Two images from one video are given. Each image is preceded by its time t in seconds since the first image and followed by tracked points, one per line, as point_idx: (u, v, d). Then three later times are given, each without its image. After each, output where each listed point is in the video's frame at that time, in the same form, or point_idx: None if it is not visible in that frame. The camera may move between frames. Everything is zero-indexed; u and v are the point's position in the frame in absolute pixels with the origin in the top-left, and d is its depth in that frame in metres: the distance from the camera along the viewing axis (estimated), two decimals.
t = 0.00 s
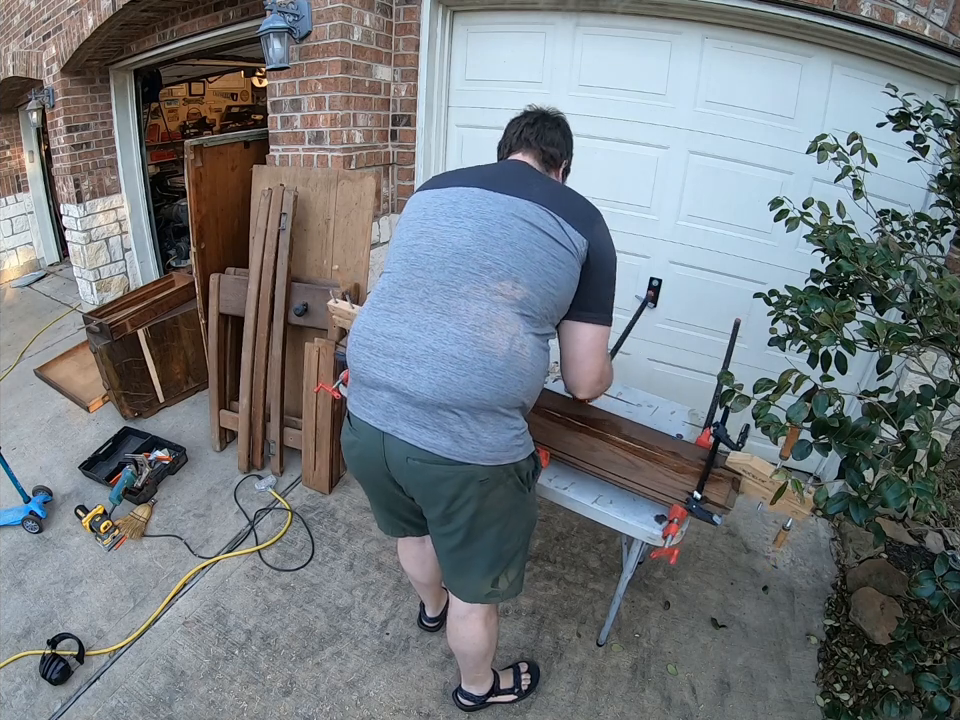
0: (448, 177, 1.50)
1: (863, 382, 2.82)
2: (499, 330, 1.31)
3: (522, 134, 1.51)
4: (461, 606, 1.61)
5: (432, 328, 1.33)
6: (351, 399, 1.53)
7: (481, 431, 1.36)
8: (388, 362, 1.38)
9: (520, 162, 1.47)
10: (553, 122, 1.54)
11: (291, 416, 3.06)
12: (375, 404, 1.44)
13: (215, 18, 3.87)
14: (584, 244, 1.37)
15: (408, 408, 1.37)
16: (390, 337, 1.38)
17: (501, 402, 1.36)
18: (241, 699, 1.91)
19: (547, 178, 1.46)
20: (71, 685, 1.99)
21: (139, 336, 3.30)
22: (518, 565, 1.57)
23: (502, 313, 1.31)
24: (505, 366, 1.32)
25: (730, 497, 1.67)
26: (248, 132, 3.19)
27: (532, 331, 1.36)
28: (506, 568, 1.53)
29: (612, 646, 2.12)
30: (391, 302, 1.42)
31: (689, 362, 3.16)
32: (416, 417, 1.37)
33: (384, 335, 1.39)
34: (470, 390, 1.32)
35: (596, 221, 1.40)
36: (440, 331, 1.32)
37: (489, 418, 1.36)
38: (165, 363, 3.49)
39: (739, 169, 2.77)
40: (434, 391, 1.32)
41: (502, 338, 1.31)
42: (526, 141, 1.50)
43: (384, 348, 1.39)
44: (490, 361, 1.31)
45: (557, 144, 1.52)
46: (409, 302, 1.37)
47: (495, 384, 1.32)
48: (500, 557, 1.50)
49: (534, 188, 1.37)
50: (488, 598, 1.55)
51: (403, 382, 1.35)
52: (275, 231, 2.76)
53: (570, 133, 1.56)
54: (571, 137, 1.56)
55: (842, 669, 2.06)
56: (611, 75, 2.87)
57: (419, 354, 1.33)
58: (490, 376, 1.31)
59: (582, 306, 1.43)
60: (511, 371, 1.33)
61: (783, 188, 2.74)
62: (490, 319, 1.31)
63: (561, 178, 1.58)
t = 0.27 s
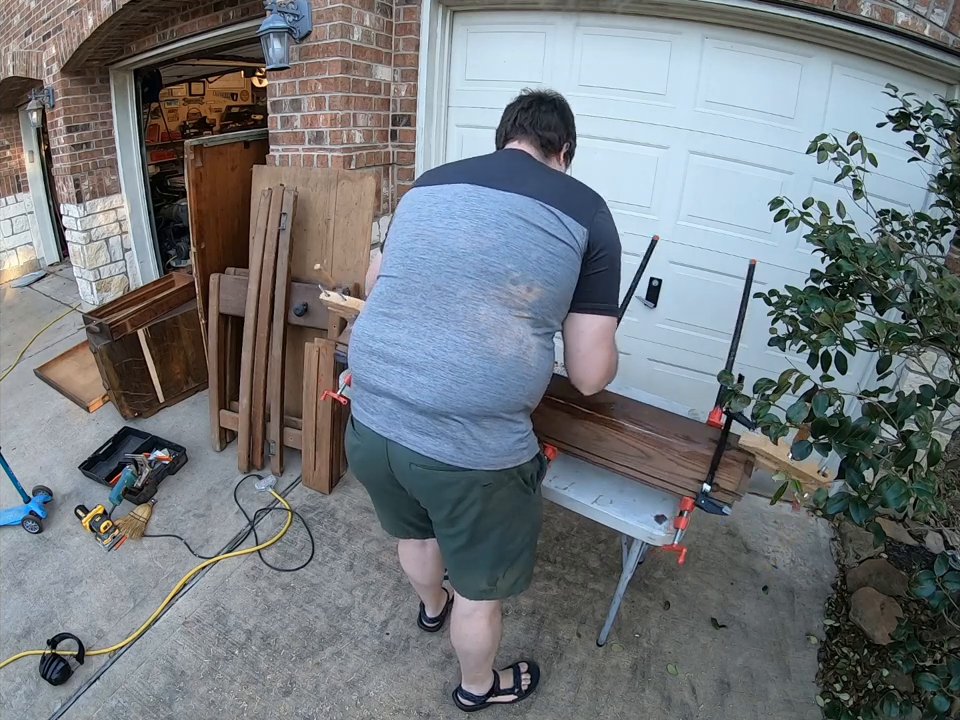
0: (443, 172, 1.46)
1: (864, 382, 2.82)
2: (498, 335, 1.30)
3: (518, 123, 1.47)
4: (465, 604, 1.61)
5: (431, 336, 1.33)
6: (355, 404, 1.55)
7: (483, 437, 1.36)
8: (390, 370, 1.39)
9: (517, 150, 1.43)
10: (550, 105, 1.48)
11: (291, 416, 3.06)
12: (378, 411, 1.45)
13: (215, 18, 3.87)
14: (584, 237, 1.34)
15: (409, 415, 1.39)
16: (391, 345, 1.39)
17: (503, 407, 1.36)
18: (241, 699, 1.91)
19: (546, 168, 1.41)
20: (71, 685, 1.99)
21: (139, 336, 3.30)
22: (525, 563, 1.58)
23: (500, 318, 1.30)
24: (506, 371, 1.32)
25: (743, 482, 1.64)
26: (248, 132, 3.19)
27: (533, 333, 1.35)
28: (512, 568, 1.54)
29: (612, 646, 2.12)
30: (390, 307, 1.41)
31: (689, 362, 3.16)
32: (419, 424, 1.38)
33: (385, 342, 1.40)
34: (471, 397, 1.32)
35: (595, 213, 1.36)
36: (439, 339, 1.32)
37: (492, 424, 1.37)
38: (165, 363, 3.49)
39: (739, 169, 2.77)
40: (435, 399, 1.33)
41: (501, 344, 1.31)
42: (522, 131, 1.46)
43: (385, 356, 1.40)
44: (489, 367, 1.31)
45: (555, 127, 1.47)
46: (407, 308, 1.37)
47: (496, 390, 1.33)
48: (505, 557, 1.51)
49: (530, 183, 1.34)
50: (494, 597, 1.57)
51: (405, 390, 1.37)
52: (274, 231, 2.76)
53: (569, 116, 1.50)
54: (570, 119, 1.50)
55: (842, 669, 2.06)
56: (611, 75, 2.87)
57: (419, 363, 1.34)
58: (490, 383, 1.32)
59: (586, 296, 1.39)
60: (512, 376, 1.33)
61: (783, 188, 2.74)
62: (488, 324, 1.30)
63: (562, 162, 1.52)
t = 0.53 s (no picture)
0: (436, 167, 1.40)
1: (864, 382, 2.82)
2: (499, 344, 1.29)
3: (500, 114, 1.42)
4: (471, 602, 1.61)
5: (431, 346, 1.32)
6: (359, 410, 1.56)
7: (487, 444, 1.37)
8: (392, 380, 1.39)
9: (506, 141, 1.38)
10: (531, 88, 1.41)
11: (291, 416, 3.06)
12: (382, 419, 1.46)
13: (215, 17, 3.87)
14: (585, 232, 1.28)
15: (413, 425, 1.39)
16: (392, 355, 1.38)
17: (505, 414, 1.35)
18: (241, 699, 1.91)
19: (542, 159, 1.34)
20: (71, 685, 1.99)
21: (139, 336, 3.30)
22: (533, 560, 1.60)
23: (500, 327, 1.28)
24: (507, 379, 1.31)
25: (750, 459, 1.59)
26: (248, 132, 3.19)
27: (533, 338, 1.32)
28: (520, 567, 1.55)
29: (612, 646, 2.12)
30: (389, 315, 1.40)
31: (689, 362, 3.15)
32: (422, 433, 1.39)
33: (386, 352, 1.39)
34: (473, 407, 1.32)
35: (596, 207, 1.29)
36: (439, 349, 1.31)
37: (495, 431, 1.37)
38: (165, 363, 3.49)
39: (739, 169, 2.77)
40: (438, 409, 1.34)
41: (502, 353, 1.29)
42: (503, 122, 1.41)
43: (387, 366, 1.40)
44: (491, 377, 1.30)
45: (536, 111, 1.38)
46: (406, 317, 1.35)
47: (498, 399, 1.32)
48: (512, 558, 1.53)
49: (526, 180, 1.27)
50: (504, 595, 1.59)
51: (407, 401, 1.37)
52: (274, 231, 2.77)
53: (556, 94, 1.40)
54: (557, 96, 1.40)
55: (842, 669, 2.07)
56: (611, 75, 2.87)
57: (421, 374, 1.34)
58: (492, 392, 1.31)
59: (588, 289, 1.34)
60: (514, 383, 1.32)
61: (784, 188, 2.74)
62: (488, 333, 1.28)
63: (557, 139, 1.40)
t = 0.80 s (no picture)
0: (423, 163, 1.34)
1: (864, 382, 2.82)
2: (492, 351, 1.27)
3: (493, 101, 1.38)
4: (475, 596, 1.61)
5: (425, 354, 1.31)
6: (358, 410, 1.57)
7: (483, 448, 1.37)
8: (389, 386, 1.40)
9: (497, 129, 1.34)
10: (525, 70, 1.36)
11: (291, 416, 3.06)
12: (380, 422, 1.47)
13: (215, 17, 3.87)
14: (577, 232, 1.22)
15: (410, 430, 1.40)
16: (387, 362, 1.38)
17: (501, 418, 1.35)
18: (241, 699, 1.92)
19: (534, 152, 1.26)
20: (71, 685, 1.99)
21: (139, 336, 3.30)
22: (534, 555, 1.61)
23: (493, 334, 1.26)
24: (501, 385, 1.31)
25: (748, 435, 1.63)
26: (248, 132, 3.19)
27: (527, 341, 1.30)
28: (521, 562, 1.57)
29: (612, 646, 2.12)
30: (383, 321, 1.39)
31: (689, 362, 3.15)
32: (420, 438, 1.39)
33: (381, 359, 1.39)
34: (469, 414, 1.32)
35: (589, 203, 1.23)
36: (433, 357, 1.31)
37: (492, 435, 1.37)
38: (165, 363, 3.49)
39: (739, 169, 2.77)
40: (434, 416, 1.34)
41: (495, 359, 1.28)
42: (495, 108, 1.38)
43: (383, 372, 1.40)
44: (484, 385, 1.29)
45: (528, 95, 1.33)
46: (399, 324, 1.34)
47: (493, 405, 1.32)
48: (513, 555, 1.54)
49: (515, 179, 1.21)
50: (507, 590, 1.61)
51: (404, 408, 1.38)
52: (275, 231, 2.77)
53: (550, 76, 1.34)
54: (551, 77, 1.34)
55: (842, 669, 2.06)
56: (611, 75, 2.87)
57: (416, 381, 1.34)
58: (487, 399, 1.31)
59: (584, 291, 1.30)
60: (508, 388, 1.32)
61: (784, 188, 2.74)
62: (481, 341, 1.26)
63: (552, 123, 1.35)
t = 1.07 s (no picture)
0: (406, 161, 1.32)
1: (864, 382, 2.82)
2: (475, 350, 1.27)
3: (477, 90, 1.34)
4: (476, 587, 1.61)
5: (411, 353, 1.32)
6: (352, 405, 1.58)
7: (470, 444, 1.38)
8: (378, 384, 1.41)
9: (479, 122, 1.31)
10: (510, 58, 1.31)
11: (291, 417, 3.06)
12: (372, 418, 1.48)
13: (215, 17, 3.87)
14: (559, 231, 1.20)
15: (400, 427, 1.41)
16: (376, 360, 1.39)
17: (488, 415, 1.36)
18: (241, 699, 1.91)
19: (515, 148, 1.23)
20: (71, 685, 1.99)
21: (139, 336, 3.30)
22: (532, 546, 1.62)
23: (476, 334, 1.26)
24: (486, 383, 1.31)
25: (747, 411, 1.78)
26: (248, 132, 3.19)
27: (511, 338, 1.30)
28: (518, 552, 1.57)
29: (612, 646, 2.12)
30: (371, 320, 1.39)
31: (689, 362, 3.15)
32: (409, 435, 1.41)
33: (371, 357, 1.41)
34: (455, 412, 1.33)
35: (571, 199, 1.20)
36: (419, 357, 1.31)
37: (479, 432, 1.37)
38: (165, 363, 3.49)
39: (739, 169, 2.77)
40: (421, 415, 1.35)
41: (479, 358, 1.28)
42: (479, 98, 1.33)
43: (373, 370, 1.41)
44: (469, 383, 1.30)
45: (514, 85, 1.29)
46: (386, 323, 1.35)
47: (479, 402, 1.33)
48: (509, 547, 1.54)
49: (494, 179, 1.19)
50: (505, 581, 1.61)
51: (394, 405, 1.39)
52: (275, 231, 2.77)
53: (536, 65, 1.30)
54: (537, 67, 1.30)
55: (842, 669, 2.06)
56: (612, 75, 2.87)
57: (403, 380, 1.35)
58: (472, 397, 1.31)
59: (569, 288, 1.29)
60: (494, 386, 1.32)
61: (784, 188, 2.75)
62: (464, 340, 1.27)
63: (538, 115, 1.32)
